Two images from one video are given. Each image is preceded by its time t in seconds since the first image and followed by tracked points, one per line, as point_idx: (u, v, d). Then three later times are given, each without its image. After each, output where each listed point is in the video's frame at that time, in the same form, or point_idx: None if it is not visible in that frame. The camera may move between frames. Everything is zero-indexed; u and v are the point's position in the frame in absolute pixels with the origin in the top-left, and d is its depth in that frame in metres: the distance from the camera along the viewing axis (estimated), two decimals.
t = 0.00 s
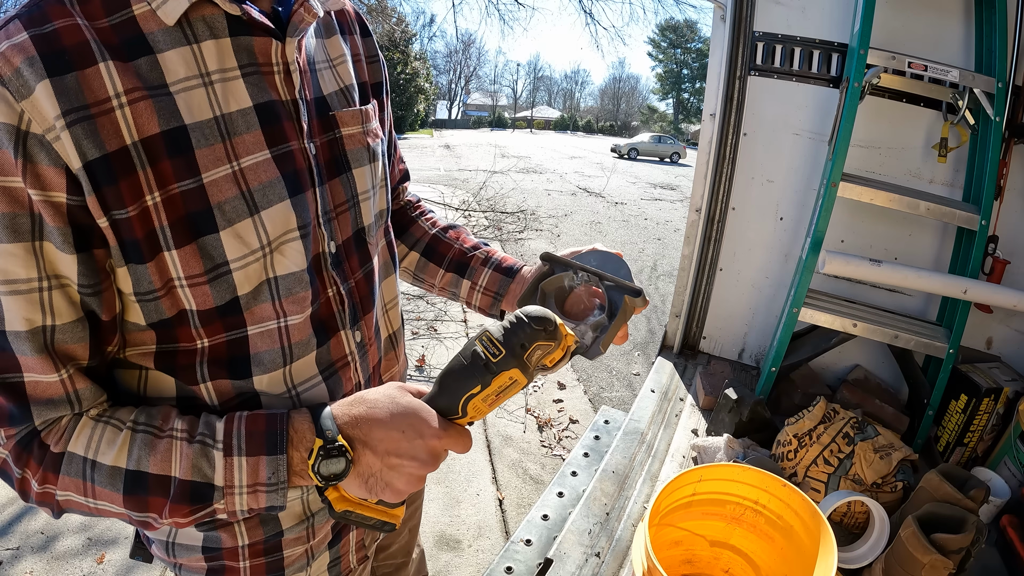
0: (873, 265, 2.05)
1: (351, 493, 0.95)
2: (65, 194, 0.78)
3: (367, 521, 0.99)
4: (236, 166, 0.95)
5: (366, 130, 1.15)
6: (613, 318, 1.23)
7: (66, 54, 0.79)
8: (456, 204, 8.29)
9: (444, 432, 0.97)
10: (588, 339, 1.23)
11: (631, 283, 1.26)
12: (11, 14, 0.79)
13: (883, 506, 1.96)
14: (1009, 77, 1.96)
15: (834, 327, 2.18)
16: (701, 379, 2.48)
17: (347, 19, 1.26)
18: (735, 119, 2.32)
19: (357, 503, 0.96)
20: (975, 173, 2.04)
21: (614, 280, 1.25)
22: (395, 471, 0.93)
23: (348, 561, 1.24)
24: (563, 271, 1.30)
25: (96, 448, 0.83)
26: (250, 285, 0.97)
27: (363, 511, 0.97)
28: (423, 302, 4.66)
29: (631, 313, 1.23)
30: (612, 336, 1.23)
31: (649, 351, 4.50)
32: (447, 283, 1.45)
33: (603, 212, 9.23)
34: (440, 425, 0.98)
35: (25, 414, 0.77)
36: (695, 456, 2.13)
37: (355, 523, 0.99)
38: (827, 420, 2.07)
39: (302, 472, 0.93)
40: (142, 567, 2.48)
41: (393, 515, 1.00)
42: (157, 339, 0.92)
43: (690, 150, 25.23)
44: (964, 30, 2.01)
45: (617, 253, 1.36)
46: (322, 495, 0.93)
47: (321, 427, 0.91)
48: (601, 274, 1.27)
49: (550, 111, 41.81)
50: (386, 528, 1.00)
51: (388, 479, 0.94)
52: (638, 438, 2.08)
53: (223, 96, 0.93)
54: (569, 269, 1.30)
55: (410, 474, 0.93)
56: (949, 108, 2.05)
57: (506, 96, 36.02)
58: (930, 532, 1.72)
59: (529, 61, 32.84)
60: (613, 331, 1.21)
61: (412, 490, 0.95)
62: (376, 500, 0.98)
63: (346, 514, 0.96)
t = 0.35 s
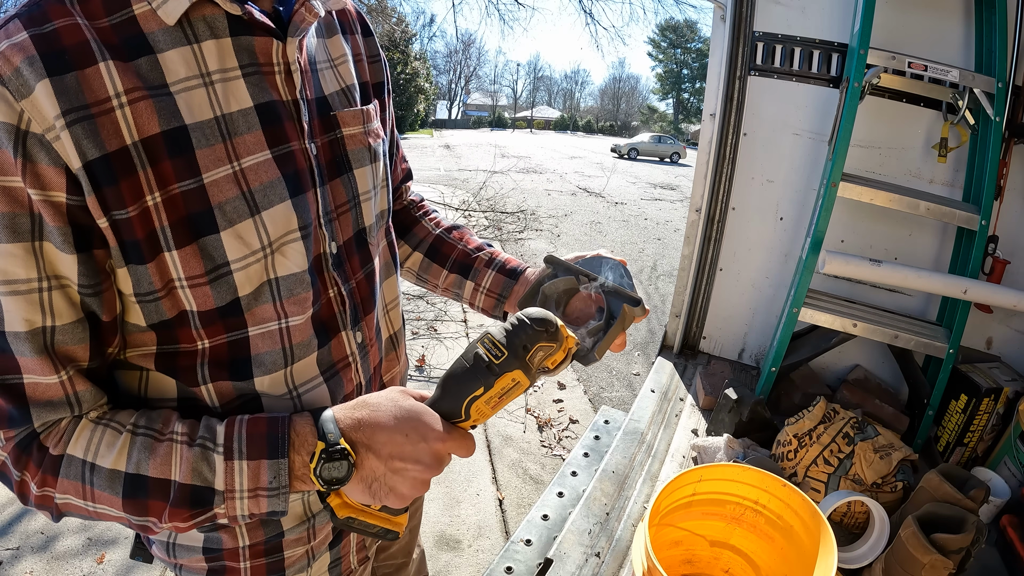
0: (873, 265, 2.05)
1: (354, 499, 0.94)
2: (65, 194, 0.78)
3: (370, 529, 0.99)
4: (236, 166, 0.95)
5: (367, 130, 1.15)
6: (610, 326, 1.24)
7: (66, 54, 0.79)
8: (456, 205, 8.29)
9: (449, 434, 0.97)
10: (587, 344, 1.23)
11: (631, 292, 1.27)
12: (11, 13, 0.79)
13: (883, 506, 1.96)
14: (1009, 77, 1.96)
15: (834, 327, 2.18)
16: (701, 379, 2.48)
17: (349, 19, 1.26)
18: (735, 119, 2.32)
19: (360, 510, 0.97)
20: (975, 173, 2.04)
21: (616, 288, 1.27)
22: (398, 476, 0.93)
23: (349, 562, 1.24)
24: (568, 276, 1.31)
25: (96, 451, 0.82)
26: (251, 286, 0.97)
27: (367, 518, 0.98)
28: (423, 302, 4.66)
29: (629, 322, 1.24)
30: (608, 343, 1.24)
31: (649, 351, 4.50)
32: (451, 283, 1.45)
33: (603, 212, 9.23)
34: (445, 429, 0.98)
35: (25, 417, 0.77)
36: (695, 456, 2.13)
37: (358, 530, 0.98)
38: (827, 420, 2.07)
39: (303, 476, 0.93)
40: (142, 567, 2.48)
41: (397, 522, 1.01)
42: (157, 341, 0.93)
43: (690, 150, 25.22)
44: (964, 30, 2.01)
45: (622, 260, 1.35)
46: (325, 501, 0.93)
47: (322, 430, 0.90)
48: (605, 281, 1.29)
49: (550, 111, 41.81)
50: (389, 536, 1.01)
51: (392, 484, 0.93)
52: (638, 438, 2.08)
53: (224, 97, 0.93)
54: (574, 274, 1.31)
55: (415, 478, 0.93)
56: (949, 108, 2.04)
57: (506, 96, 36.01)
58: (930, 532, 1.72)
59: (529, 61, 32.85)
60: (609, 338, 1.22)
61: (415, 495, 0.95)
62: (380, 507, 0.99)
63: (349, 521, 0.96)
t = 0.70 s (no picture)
0: (873, 265, 2.05)
1: (356, 501, 0.94)
2: (64, 191, 0.77)
3: (374, 533, 0.98)
4: (237, 164, 0.95)
5: (368, 129, 1.15)
6: (610, 330, 1.25)
7: (66, 52, 0.79)
8: (456, 205, 8.29)
9: (452, 434, 0.98)
10: (585, 347, 1.24)
11: (633, 298, 1.26)
12: (11, 12, 0.79)
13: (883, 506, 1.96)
14: (1010, 77, 1.96)
15: (834, 327, 2.18)
16: (701, 379, 2.48)
17: (349, 19, 1.27)
18: (735, 119, 2.32)
19: (363, 513, 0.96)
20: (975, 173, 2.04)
21: (618, 292, 1.26)
22: (403, 475, 0.93)
23: (349, 562, 1.24)
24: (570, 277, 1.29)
25: (96, 452, 0.82)
26: (252, 285, 0.97)
27: (369, 521, 0.97)
28: (423, 303, 4.67)
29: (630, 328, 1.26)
30: (606, 346, 1.24)
31: (649, 351, 4.50)
32: (455, 283, 1.45)
33: (603, 212, 9.23)
34: (448, 428, 0.98)
35: (24, 416, 0.77)
36: (695, 456, 2.14)
37: (362, 534, 0.98)
38: (827, 420, 2.07)
39: (306, 477, 0.92)
40: (141, 567, 2.47)
41: (399, 526, 0.99)
42: (156, 341, 0.93)
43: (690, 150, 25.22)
44: (964, 30, 2.01)
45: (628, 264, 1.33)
46: (327, 503, 0.94)
47: (325, 430, 0.90)
48: (607, 285, 1.27)
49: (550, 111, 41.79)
50: (393, 541, 0.99)
51: (396, 485, 0.93)
52: (638, 438, 2.08)
53: (224, 95, 0.94)
54: (577, 274, 1.29)
55: (419, 478, 0.93)
56: (949, 108, 2.04)
57: (506, 96, 36.01)
58: (930, 532, 1.72)
59: (529, 61, 32.84)
60: (608, 342, 1.23)
61: (420, 495, 0.94)
62: (384, 510, 0.97)
63: (352, 524, 0.96)
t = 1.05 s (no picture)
0: (873, 265, 2.05)
1: (364, 506, 0.94)
2: (67, 189, 0.77)
3: (381, 538, 0.98)
4: (239, 163, 0.94)
5: (372, 129, 1.14)
6: (614, 338, 1.23)
7: (68, 49, 0.78)
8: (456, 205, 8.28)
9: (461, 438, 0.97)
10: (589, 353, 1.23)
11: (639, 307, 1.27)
12: (12, 10, 0.79)
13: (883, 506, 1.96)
14: (1010, 77, 1.96)
15: (834, 327, 2.18)
16: (701, 379, 2.48)
17: (352, 18, 1.26)
18: (735, 119, 2.32)
19: (371, 518, 0.96)
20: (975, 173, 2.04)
21: (626, 301, 1.26)
22: (411, 479, 0.92)
23: (349, 562, 1.24)
24: (580, 281, 1.30)
25: (100, 453, 0.82)
26: (253, 285, 0.97)
27: (376, 527, 0.96)
28: (423, 303, 4.67)
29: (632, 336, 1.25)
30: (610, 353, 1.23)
31: (649, 351, 4.50)
32: (464, 283, 1.45)
33: (603, 212, 9.23)
34: (458, 432, 0.98)
35: (27, 417, 0.77)
36: (695, 456, 2.14)
37: (369, 539, 0.97)
38: (827, 420, 2.07)
39: (314, 480, 0.91)
40: (141, 567, 2.47)
41: (407, 530, 1.00)
42: (157, 342, 0.93)
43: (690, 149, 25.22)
44: (964, 30, 2.00)
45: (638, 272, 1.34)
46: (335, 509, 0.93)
47: (333, 432, 0.89)
48: (615, 292, 1.28)
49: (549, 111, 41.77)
50: (400, 545, 1.00)
51: (405, 488, 0.92)
52: (638, 438, 2.08)
53: (227, 94, 0.93)
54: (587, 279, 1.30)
55: (429, 482, 0.93)
56: (949, 108, 2.04)
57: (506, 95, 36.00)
58: (930, 532, 1.72)
59: (529, 61, 32.83)
60: (610, 350, 1.22)
61: (428, 499, 0.94)
62: (391, 515, 0.97)
63: (360, 530, 0.95)
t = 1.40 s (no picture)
0: (873, 265, 2.06)
1: (391, 517, 0.90)
2: (73, 185, 0.71)
3: (408, 551, 0.94)
4: (243, 166, 0.87)
5: (379, 129, 1.05)
6: (650, 345, 1.20)
7: (71, 50, 0.72)
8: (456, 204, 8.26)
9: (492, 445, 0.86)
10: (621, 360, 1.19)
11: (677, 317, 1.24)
12: (15, 10, 0.73)
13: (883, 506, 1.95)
14: (1009, 77, 1.96)
15: (834, 327, 2.19)
16: (701, 378, 2.48)
17: (361, 16, 1.16)
18: (735, 119, 2.32)
19: (398, 530, 0.92)
20: (975, 174, 2.04)
21: (660, 308, 1.23)
22: (440, 488, 0.83)
23: (351, 563, 1.24)
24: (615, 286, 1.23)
25: (114, 460, 0.74)
26: (258, 289, 0.89)
27: (404, 539, 0.93)
28: (423, 303, 4.69)
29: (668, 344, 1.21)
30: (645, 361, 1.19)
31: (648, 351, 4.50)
32: (495, 286, 1.32)
33: (603, 212, 9.24)
34: (488, 439, 0.86)
35: (38, 422, 0.69)
36: (695, 456, 2.14)
37: (395, 552, 0.94)
38: (827, 420, 2.07)
39: (337, 489, 0.82)
40: (141, 567, 2.40)
41: (433, 542, 0.97)
42: (161, 342, 0.86)
43: (690, 150, 25.24)
44: (963, 30, 2.00)
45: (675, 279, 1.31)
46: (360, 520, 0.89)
47: (357, 438, 0.81)
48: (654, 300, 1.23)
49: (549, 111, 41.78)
50: (427, 558, 0.96)
51: (433, 498, 0.83)
52: (637, 438, 2.10)
53: (231, 95, 0.86)
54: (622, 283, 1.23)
55: (458, 492, 0.83)
56: (949, 108, 2.04)
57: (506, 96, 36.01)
58: (930, 532, 1.72)
59: (529, 61, 32.84)
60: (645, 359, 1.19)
61: (457, 509, 0.85)
62: (418, 526, 0.94)
63: (386, 541, 0.92)
